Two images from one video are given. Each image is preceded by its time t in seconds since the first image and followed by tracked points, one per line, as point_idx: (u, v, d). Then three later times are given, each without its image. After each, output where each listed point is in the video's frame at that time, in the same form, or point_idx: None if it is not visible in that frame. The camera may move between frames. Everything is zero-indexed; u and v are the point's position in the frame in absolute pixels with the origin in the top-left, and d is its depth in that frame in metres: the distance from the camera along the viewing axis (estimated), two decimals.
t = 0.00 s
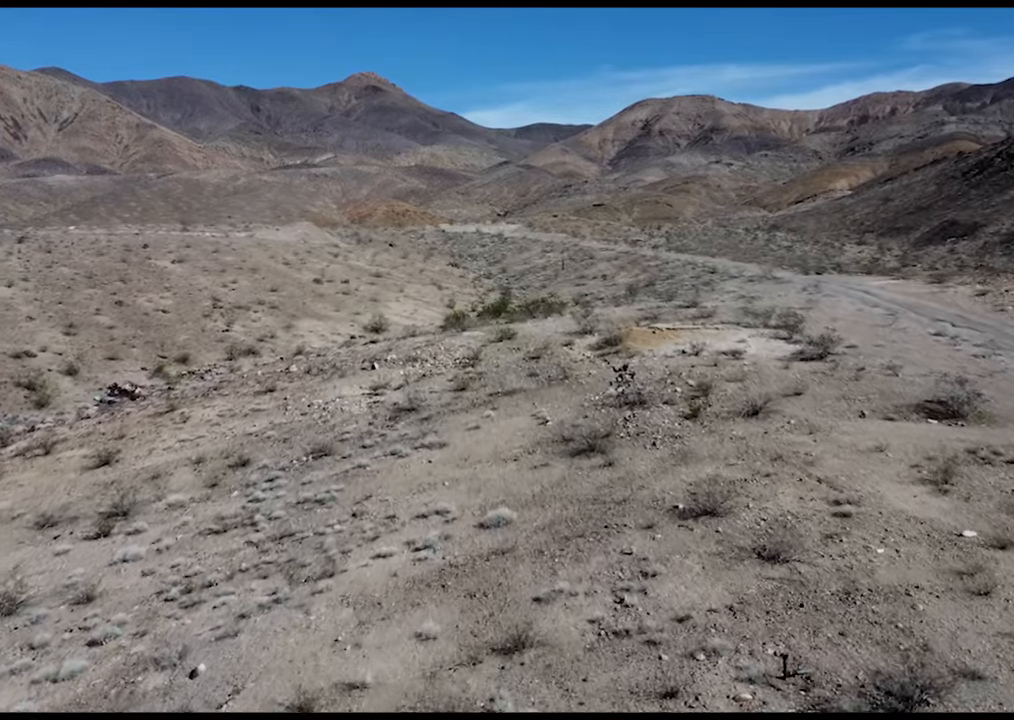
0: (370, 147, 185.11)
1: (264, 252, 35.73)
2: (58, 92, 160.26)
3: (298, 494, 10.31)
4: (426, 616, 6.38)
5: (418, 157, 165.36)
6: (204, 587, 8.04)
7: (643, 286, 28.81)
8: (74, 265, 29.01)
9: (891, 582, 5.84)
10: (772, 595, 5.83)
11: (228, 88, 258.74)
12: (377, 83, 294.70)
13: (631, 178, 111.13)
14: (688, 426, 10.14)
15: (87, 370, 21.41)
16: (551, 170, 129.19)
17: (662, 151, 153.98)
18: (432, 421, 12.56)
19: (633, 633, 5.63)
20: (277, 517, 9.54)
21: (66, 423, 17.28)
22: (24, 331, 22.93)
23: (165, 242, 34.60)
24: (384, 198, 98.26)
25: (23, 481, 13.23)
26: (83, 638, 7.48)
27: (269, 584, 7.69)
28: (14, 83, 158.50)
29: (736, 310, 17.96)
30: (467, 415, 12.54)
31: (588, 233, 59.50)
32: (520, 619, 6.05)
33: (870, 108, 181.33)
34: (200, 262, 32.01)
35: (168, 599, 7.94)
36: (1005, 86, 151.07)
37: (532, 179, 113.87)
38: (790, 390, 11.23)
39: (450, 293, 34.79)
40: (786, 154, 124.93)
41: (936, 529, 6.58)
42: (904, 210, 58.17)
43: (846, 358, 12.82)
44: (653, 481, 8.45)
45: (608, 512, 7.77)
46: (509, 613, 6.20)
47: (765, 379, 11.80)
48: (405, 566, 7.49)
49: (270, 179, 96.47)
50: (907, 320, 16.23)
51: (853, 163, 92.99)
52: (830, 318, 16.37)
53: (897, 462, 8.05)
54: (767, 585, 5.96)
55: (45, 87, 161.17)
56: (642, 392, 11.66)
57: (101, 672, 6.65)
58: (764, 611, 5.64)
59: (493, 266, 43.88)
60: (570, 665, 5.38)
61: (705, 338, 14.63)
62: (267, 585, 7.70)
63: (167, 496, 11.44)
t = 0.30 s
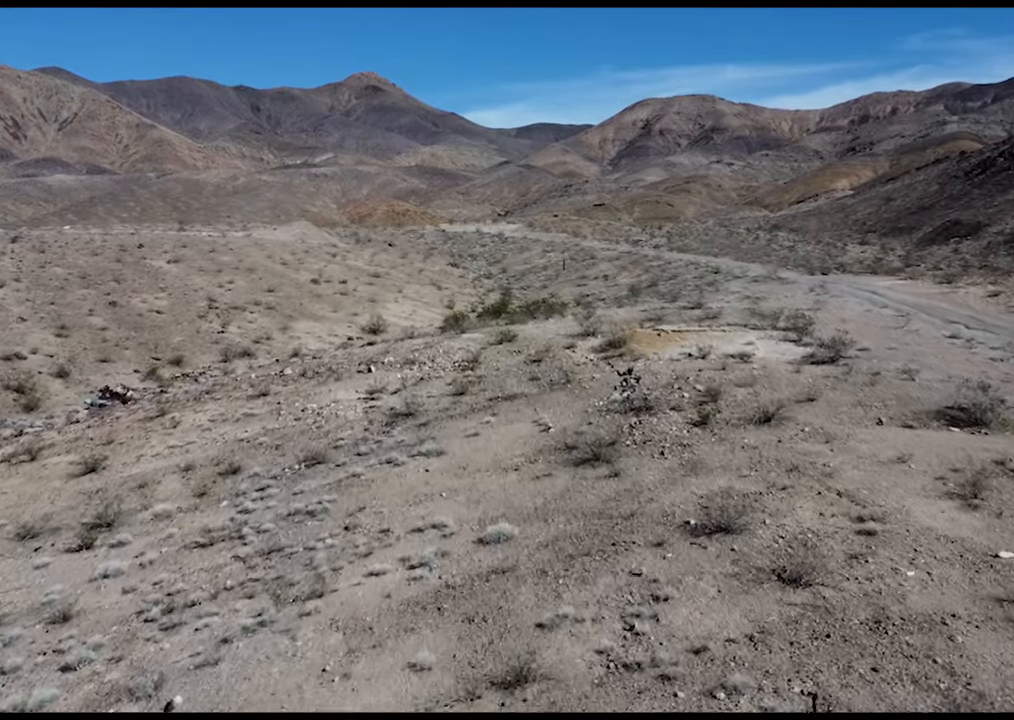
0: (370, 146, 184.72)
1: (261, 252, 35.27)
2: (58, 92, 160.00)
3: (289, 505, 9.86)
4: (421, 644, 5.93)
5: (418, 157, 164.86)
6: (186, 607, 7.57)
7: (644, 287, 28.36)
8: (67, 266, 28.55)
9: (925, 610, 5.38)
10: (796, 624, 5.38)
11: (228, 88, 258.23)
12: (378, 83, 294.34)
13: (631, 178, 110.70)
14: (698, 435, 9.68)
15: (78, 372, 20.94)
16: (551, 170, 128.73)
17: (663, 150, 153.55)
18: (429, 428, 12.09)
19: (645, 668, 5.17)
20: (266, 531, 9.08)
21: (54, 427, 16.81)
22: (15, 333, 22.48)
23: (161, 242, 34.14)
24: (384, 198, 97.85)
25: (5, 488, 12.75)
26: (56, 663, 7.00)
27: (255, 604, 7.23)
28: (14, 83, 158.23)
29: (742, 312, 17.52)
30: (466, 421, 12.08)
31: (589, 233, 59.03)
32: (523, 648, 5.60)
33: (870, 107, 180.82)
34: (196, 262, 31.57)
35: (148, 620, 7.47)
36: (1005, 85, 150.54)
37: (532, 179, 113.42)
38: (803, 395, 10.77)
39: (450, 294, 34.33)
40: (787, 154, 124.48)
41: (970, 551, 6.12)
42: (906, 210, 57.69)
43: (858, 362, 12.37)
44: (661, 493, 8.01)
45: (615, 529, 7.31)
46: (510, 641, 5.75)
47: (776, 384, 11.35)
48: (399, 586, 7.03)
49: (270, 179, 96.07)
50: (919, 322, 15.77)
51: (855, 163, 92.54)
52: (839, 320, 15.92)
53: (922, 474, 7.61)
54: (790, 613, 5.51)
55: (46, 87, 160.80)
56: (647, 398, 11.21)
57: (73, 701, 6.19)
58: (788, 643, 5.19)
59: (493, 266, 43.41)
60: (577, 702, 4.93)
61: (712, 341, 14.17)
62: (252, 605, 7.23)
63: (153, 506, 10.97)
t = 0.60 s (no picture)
0: (370, 146, 184.26)
1: (258, 252, 34.78)
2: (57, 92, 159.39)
3: (279, 518, 9.36)
4: (415, 681, 5.45)
5: (418, 157, 164.35)
6: (164, 633, 7.05)
7: (647, 288, 27.88)
8: (60, 266, 28.08)
9: (970, 648, 4.90)
10: (826, 664, 4.89)
11: (229, 88, 257.75)
12: (378, 83, 293.87)
13: (631, 178, 110.23)
14: (709, 445, 9.18)
15: (68, 376, 20.44)
16: (552, 170, 128.26)
17: (663, 150, 153.11)
18: (427, 435, 11.60)
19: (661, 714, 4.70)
20: (253, 547, 8.57)
21: (41, 432, 16.31)
22: (5, 335, 21.99)
23: (156, 242, 33.65)
24: (384, 199, 97.31)
25: None
26: (22, 694, 6.49)
27: (237, 630, 6.73)
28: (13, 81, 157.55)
29: (749, 313, 17.02)
30: (465, 428, 11.58)
31: (590, 233, 58.51)
32: (526, 688, 5.13)
33: (871, 107, 180.28)
34: (191, 262, 31.08)
35: (123, 646, 6.96)
36: (1006, 85, 149.98)
37: (533, 179, 112.94)
38: (818, 402, 10.28)
39: (449, 294, 33.82)
40: (787, 154, 123.90)
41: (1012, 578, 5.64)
42: (908, 210, 57.20)
43: (874, 366, 11.88)
44: (673, 509, 7.52)
45: (625, 548, 6.82)
46: (512, 678, 5.28)
47: (790, 389, 10.85)
48: (390, 611, 6.53)
49: (269, 179, 95.62)
50: (933, 324, 15.27)
51: (856, 163, 92.02)
52: (850, 322, 15.44)
53: (951, 490, 7.12)
54: (820, 649, 5.03)
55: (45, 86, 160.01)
56: (655, 404, 10.72)
57: None
58: (818, 685, 4.72)
59: (493, 266, 42.91)
60: None
61: (720, 344, 13.67)
62: (235, 631, 6.74)
63: (137, 519, 10.46)
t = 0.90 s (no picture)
0: (370, 146, 183.87)
1: (256, 252, 34.34)
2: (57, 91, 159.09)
3: (267, 532, 8.89)
4: None
5: (418, 157, 163.88)
6: (141, 658, 6.59)
7: (650, 288, 27.43)
8: (53, 266, 27.64)
9: None
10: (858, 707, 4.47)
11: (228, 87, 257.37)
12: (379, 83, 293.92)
13: (631, 178, 109.78)
14: (721, 455, 8.72)
15: (59, 378, 19.99)
16: (552, 170, 127.76)
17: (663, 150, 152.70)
18: (424, 443, 11.14)
19: None
20: (240, 563, 8.11)
21: (28, 438, 15.86)
22: None
23: (152, 242, 33.20)
24: (384, 199, 96.90)
25: None
26: None
27: (218, 658, 6.27)
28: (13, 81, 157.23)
29: (757, 315, 16.54)
30: (464, 435, 11.12)
31: (591, 233, 58.06)
32: None
33: (872, 107, 179.82)
34: (187, 262, 30.65)
35: (96, 673, 6.50)
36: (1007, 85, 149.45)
37: (533, 179, 112.53)
38: (834, 409, 9.82)
39: (449, 295, 33.37)
40: (788, 154, 123.42)
41: None
42: (910, 210, 56.74)
43: (889, 371, 11.44)
44: (684, 525, 7.06)
45: (635, 570, 6.37)
46: None
47: (803, 395, 10.39)
48: (382, 639, 6.08)
49: (269, 179, 95.23)
50: (947, 327, 14.81)
51: (858, 162, 91.52)
52: (861, 324, 15.00)
53: (982, 507, 6.69)
54: (851, 690, 4.60)
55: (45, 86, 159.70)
56: (662, 411, 10.26)
57: None
58: None
59: (493, 267, 42.44)
60: None
61: (728, 348, 13.22)
62: (216, 658, 6.29)
63: (121, 532, 9.99)
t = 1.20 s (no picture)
0: (370, 146, 183.47)
1: (253, 252, 33.89)
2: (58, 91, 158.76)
3: (255, 547, 8.43)
4: None
5: (419, 157, 163.46)
6: (114, 689, 6.13)
7: (652, 289, 26.99)
8: (46, 266, 27.21)
9: None
10: None
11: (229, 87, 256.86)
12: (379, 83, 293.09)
13: (632, 178, 109.32)
14: (733, 466, 8.26)
15: (49, 381, 19.54)
16: (552, 170, 127.50)
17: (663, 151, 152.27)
18: (421, 451, 10.68)
19: None
20: (224, 581, 7.66)
21: (14, 443, 15.40)
22: None
23: (147, 242, 32.74)
24: (384, 199, 96.47)
25: None
26: None
27: (195, 689, 5.82)
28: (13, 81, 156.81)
29: (764, 317, 16.07)
30: (462, 443, 10.67)
31: (592, 233, 57.63)
32: None
33: (872, 106, 179.30)
34: (182, 263, 30.22)
35: (65, 707, 6.03)
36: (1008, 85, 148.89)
37: (534, 179, 112.08)
38: (851, 416, 9.36)
39: (448, 296, 32.88)
40: (788, 154, 122.94)
41: None
42: (912, 210, 56.26)
43: (906, 376, 11.00)
44: (697, 544, 6.61)
45: (645, 595, 5.93)
46: None
47: (817, 402, 9.94)
48: (372, 670, 5.63)
49: (269, 179, 94.83)
50: (961, 329, 14.34)
51: (859, 162, 91.01)
52: (873, 326, 14.52)
53: None
54: None
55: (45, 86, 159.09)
56: (669, 419, 9.81)
57: None
58: None
59: (493, 267, 41.96)
60: None
61: (736, 351, 12.77)
62: (194, 690, 5.83)
63: (102, 545, 9.52)
